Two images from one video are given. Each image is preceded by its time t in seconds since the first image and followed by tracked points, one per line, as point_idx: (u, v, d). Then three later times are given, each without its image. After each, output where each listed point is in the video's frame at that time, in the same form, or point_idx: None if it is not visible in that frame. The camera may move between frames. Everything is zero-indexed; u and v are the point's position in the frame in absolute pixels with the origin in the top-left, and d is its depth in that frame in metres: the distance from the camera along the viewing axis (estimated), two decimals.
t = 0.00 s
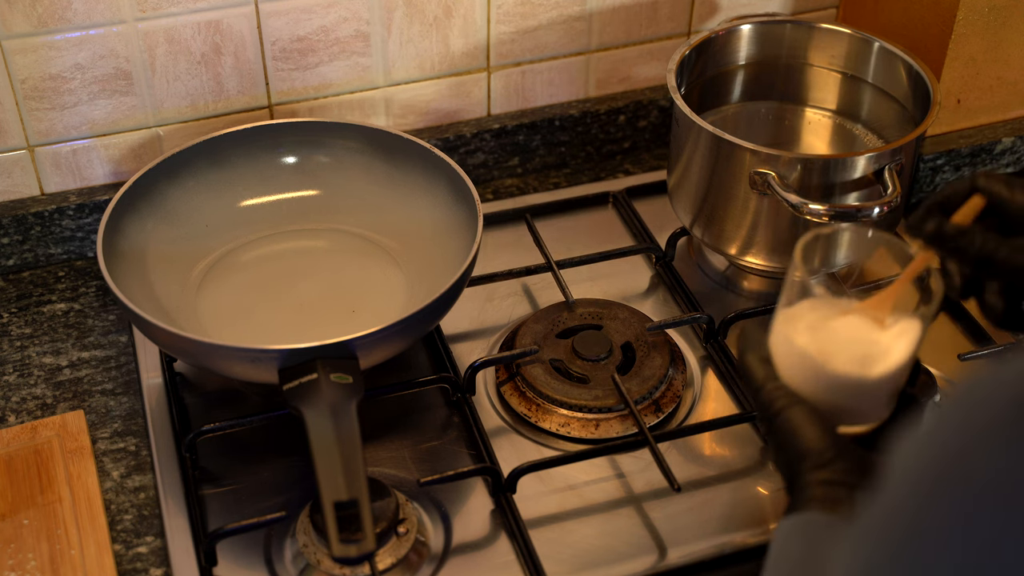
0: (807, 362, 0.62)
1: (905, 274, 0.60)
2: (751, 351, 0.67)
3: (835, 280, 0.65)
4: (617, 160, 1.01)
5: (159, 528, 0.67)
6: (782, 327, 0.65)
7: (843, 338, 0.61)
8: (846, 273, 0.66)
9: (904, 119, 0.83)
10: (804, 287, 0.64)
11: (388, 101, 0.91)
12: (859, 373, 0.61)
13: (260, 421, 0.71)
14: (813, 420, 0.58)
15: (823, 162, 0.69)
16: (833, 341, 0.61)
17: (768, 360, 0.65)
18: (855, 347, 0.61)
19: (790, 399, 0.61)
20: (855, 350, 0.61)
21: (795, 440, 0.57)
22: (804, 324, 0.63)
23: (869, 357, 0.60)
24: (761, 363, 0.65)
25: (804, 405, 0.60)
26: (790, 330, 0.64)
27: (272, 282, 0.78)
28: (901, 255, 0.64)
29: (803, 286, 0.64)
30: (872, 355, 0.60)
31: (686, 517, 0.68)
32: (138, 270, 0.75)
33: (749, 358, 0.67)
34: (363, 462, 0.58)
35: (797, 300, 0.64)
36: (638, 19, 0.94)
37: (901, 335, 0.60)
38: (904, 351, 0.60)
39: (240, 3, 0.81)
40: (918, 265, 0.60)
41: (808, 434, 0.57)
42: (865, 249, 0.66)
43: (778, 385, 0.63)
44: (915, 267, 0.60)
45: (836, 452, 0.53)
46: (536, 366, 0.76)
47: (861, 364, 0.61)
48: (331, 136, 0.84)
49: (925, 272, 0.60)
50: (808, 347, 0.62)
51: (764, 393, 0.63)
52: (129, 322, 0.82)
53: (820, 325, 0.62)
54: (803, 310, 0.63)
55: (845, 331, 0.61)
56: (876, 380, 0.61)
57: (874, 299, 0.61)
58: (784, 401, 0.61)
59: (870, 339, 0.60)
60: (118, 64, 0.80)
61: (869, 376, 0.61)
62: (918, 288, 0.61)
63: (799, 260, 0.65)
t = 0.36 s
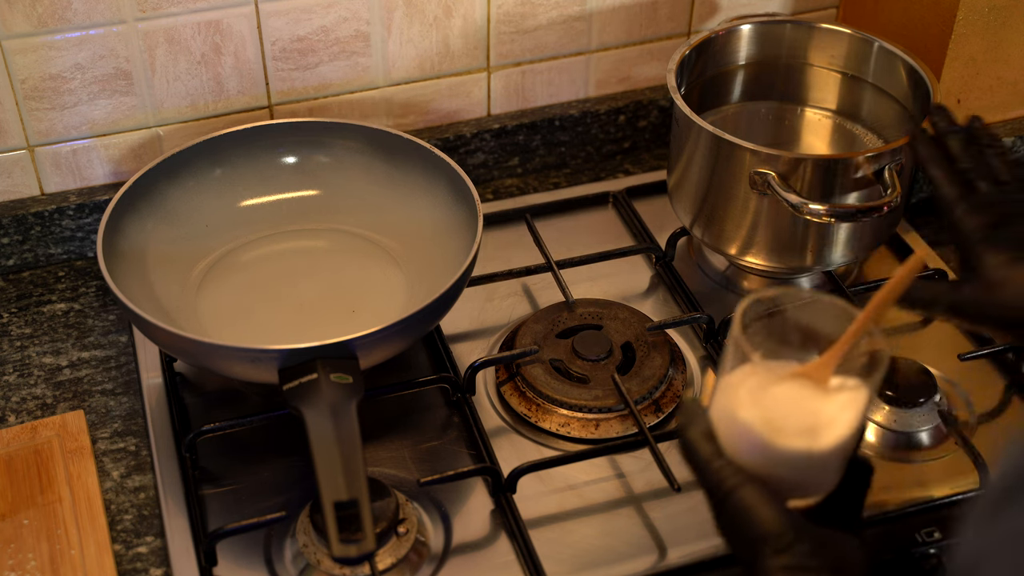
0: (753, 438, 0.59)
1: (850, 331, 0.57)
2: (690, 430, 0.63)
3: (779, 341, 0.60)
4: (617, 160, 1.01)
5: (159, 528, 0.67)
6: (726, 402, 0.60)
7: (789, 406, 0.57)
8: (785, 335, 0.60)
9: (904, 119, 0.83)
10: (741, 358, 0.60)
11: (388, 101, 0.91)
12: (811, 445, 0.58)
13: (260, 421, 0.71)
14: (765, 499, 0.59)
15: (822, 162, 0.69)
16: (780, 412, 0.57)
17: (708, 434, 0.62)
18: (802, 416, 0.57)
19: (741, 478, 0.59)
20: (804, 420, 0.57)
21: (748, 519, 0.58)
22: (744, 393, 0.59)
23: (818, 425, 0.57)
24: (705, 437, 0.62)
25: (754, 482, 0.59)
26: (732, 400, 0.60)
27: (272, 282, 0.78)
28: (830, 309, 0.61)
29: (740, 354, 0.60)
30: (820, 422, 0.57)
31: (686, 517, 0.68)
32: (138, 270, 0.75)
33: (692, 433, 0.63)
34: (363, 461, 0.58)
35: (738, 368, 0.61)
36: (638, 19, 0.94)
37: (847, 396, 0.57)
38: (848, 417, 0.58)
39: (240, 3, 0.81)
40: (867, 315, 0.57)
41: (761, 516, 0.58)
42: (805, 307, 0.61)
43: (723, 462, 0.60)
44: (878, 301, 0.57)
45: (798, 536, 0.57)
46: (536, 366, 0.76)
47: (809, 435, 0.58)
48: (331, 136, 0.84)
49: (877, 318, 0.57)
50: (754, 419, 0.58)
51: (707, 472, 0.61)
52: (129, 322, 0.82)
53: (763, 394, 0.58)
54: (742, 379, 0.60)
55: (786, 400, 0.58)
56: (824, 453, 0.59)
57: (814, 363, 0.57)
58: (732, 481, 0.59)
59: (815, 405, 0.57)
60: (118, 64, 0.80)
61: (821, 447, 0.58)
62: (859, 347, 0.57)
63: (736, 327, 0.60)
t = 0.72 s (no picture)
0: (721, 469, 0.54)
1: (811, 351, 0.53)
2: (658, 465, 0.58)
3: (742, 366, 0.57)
4: (617, 160, 1.01)
5: (158, 528, 0.67)
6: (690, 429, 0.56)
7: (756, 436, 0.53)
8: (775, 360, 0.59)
9: (903, 119, 0.83)
10: (704, 386, 0.56)
11: (388, 101, 0.91)
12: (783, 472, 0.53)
13: (260, 421, 0.71)
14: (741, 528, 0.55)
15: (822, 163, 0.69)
16: (748, 442, 0.53)
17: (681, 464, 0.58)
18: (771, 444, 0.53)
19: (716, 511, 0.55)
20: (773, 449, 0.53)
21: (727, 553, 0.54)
22: (709, 423, 0.55)
23: (788, 453, 0.53)
24: (675, 473, 0.57)
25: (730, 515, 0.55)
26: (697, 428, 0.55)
27: (273, 282, 0.78)
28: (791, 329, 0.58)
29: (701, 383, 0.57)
30: (789, 450, 0.53)
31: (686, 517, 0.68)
32: (138, 270, 0.75)
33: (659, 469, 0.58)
34: (363, 462, 0.58)
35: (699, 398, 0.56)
36: (638, 19, 0.94)
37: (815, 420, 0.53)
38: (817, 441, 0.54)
39: (240, 3, 0.81)
40: (829, 334, 0.53)
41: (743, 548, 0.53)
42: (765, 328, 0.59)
43: (697, 497, 0.56)
44: (841, 320, 0.53)
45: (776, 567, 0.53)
46: (536, 366, 0.76)
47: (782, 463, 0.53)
48: (331, 136, 0.84)
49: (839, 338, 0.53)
50: (722, 451, 0.54)
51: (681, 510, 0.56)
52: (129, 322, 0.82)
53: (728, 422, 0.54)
54: (707, 407, 0.55)
55: (751, 429, 0.53)
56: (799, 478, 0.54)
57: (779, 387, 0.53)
58: (708, 514, 0.55)
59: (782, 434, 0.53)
60: (118, 64, 0.80)
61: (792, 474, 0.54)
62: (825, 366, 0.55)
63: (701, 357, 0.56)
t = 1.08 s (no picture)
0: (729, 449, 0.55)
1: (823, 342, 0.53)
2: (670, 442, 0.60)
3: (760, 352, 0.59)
4: (616, 160, 1.01)
5: (159, 528, 0.67)
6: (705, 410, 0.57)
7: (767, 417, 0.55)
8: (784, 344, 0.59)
9: (904, 119, 0.83)
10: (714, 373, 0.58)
11: (389, 101, 0.91)
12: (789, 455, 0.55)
13: (260, 421, 0.71)
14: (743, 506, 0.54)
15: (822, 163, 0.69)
16: (758, 425, 0.55)
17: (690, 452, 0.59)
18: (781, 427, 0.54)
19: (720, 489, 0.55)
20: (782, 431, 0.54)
21: (727, 532, 0.53)
22: (723, 406, 0.56)
23: (794, 437, 0.54)
24: (686, 451, 0.59)
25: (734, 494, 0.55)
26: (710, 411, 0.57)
27: (273, 282, 0.78)
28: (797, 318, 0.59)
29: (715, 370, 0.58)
30: (797, 433, 0.54)
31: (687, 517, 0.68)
32: (138, 270, 0.75)
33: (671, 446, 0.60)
34: (363, 461, 0.58)
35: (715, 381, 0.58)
36: (638, 19, 0.94)
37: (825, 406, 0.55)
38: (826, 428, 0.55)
39: (240, 3, 0.81)
40: (839, 324, 0.53)
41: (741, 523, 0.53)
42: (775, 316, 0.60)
43: (703, 474, 0.56)
44: (851, 313, 0.52)
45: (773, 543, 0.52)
46: (536, 366, 0.76)
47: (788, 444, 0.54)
48: (331, 136, 0.84)
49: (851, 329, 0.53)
50: (731, 432, 0.55)
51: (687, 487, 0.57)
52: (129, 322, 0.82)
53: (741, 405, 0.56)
54: (723, 391, 0.57)
55: (761, 412, 0.55)
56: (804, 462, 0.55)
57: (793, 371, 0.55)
58: (711, 490, 0.55)
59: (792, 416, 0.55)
60: (118, 64, 0.80)
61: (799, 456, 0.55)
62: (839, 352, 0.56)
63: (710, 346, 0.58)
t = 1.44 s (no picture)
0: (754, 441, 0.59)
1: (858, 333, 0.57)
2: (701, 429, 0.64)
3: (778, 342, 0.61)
4: (617, 160, 1.01)
5: (159, 528, 0.67)
6: (729, 401, 0.61)
7: (796, 409, 0.58)
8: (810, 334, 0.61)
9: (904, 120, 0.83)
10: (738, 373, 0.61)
11: (389, 101, 0.91)
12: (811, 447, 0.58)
13: (260, 421, 0.71)
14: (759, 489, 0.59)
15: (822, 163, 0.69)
16: (784, 415, 0.58)
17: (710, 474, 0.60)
18: (809, 416, 0.58)
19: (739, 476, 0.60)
20: (810, 421, 0.58)
21: (742, 521, 0.59)
22: (753, 398, 0.60)
23: (821, 429, 0.58)
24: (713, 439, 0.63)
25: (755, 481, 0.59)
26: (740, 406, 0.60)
27: (273, 282, 0.78)
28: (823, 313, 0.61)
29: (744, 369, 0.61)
30: (824, 426, 0.58)
31: (687, 517, 0.68)
32: (138, 270, 0.75)
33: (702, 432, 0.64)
34: (363, 461, 0.58)
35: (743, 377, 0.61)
36: (638, 19, 0.94)
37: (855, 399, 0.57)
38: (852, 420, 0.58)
39: (240, 3, 0.81)
40: (871, 319, 0.56)
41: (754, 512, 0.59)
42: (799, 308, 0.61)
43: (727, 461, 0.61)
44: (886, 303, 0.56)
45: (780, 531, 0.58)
46: (536, 366, 0.76)
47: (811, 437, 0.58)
48: (331, 136, 0.84)
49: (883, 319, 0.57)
50: (757, 424, 0.59)
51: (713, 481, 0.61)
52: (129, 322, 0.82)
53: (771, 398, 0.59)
54: (753, 384, 0.60)
55: (791, 406, 0.58)
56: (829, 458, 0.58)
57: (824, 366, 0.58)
58: (732, 476, 0.60)
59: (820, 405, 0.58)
60: (118, 64, 0.80)
61: (823, 449, 0.58)
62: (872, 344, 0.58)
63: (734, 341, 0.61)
